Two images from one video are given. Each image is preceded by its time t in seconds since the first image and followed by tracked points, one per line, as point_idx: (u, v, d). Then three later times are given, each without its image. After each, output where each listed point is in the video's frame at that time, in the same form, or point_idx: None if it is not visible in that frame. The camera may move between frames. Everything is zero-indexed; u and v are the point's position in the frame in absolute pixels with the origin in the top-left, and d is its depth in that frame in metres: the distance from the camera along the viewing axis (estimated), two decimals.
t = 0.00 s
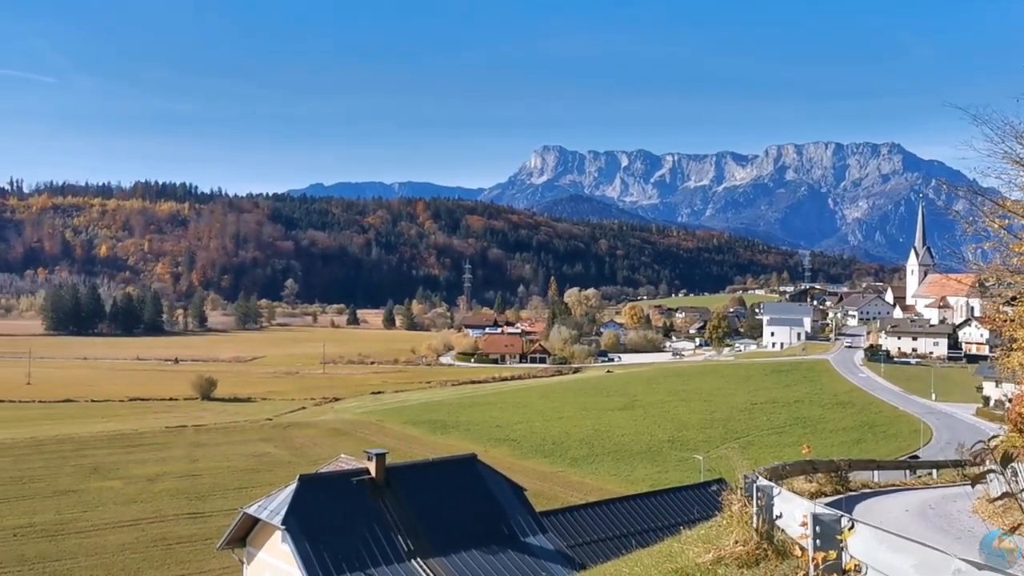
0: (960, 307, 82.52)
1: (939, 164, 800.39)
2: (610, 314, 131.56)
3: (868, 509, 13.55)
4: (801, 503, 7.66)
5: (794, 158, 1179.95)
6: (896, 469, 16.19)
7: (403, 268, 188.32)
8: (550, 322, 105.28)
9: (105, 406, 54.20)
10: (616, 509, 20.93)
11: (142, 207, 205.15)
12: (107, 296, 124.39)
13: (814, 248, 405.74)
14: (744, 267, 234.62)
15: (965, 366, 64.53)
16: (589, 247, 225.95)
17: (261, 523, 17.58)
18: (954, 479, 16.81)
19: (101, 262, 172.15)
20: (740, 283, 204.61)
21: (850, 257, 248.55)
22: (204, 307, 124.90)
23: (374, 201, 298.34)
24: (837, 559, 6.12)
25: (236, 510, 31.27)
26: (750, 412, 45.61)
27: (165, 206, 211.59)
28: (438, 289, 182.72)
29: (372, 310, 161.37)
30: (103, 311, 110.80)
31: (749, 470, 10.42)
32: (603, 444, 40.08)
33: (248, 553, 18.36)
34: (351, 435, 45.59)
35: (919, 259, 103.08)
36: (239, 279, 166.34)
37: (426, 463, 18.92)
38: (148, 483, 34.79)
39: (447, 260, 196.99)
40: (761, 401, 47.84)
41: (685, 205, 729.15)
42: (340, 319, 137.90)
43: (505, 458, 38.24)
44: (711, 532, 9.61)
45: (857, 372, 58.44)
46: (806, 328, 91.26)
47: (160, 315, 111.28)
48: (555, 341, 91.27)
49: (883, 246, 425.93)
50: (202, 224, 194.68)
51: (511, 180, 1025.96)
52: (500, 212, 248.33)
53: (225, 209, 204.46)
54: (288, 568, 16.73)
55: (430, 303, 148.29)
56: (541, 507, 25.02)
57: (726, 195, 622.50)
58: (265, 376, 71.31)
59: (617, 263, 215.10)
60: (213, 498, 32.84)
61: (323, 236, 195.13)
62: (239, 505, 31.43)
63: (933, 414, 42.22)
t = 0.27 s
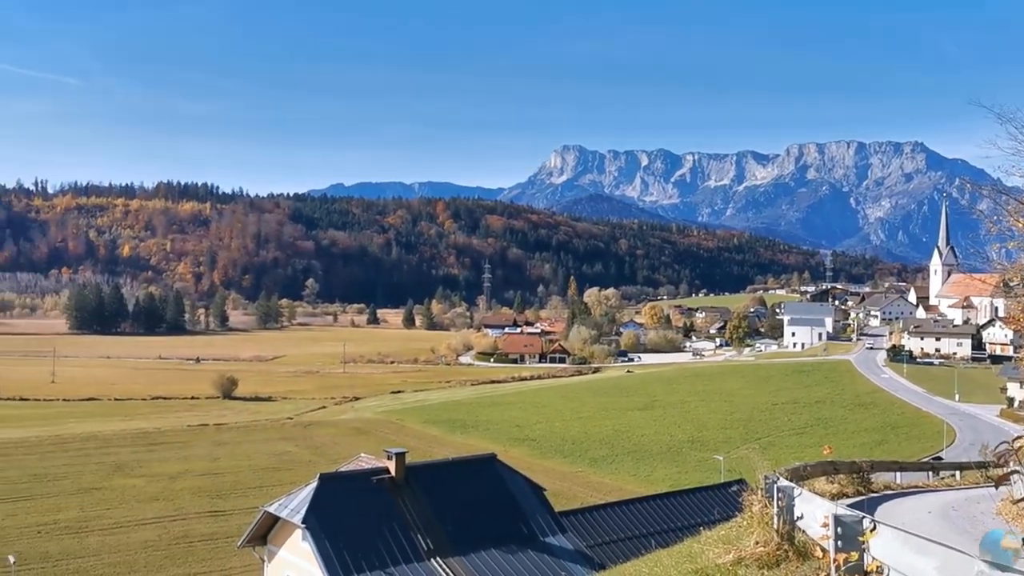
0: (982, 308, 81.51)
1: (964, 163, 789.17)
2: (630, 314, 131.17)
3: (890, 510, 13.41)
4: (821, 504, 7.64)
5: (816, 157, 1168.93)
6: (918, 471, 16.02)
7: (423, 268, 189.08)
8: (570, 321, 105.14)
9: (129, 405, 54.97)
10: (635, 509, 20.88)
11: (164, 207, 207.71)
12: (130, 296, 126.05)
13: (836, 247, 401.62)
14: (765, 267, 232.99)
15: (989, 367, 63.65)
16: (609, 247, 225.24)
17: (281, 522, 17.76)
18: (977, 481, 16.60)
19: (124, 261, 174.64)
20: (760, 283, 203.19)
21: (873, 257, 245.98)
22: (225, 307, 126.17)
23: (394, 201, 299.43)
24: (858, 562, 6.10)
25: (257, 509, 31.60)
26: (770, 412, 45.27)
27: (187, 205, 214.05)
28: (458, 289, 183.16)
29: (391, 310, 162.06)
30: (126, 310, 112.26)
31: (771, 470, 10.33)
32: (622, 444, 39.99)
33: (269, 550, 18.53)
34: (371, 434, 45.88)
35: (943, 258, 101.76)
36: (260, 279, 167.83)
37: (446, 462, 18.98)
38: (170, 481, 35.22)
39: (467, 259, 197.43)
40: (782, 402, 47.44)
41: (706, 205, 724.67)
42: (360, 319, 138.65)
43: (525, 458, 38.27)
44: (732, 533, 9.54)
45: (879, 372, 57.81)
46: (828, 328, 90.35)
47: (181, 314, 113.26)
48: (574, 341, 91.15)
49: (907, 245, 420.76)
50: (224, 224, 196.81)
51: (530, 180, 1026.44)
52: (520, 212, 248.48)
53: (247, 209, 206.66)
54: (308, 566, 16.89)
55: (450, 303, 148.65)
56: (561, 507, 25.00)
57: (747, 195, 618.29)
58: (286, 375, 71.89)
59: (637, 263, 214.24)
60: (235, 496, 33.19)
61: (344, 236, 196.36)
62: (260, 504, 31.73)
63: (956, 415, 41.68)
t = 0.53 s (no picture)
0: (1014, 307, 79.95)
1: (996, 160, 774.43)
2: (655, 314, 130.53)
3: (917, 511, 13.22)
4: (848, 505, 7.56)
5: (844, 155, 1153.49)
6: (946, 471, 15.79)
7: (447, 267, 189.83)
8: (594, 321, 104.85)
9: (158, 403, 55.82)
10: (660, 509, 20.82)
11: (191, 207, 210.63)
12: (158, 295, 127.99)
13: (864, 246, 396.10)
14: (791, 267, 230.61)
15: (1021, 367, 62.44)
16: (634, 246, 224.21)
17: (307, 520, 17.95)
18: (1007, 482, 16.33)
19: (152, 261, 177.48)
20: (786, 283, 201.07)
21: (901, 257, 242.32)
22: (252, 306, 127.57)
23: (418, 200, 300.79)
24: (885, 563, 6.07)
25: (282, 506, 31.95)
26: (796, 412, 44.79)
27: (214, 205, 216.90)
28: (482, 288, 183.60)
29: (416, 309, 162.78)
30: (154, 310, 113.93)
31: (797, 471, 10.27)
32: (647, 444, 39.83)
33: (295, 548, 18.75)
34: (396, 433, 46.13)
35: (973, 257, 100.01)
36: (286, 279, 169.48)
37: (470, 461, 19.05)
38: (198, 479, 35.72)
39: (491, 259, 197.78)
40: (809, 402, 46.93)
41: (732, 204, 718.61)
42: (385, 318, 139.47)
43: (549, 457, 38.29)
44: (757, 533, 9.50)
45: (907, 372, 56.98)
46: (854, 328, 89.23)
47: (208, 314, 114.86)
48: (599, 340, 90.93)
49: (937, 244, 413.83)
50: (250, 224, 199.03)
51: (554, 179, 1025.16)
52: (544, 212, 248.27)
53: (273, 209, 209.09)
54: (333, 564, 17.06)
55: (474, 302, 148.98)
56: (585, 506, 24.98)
57: (773, 194, 612.07)
58: (312, 374, 72.56)
59: (661, 262, 213.06)
60: (261, 494, 33.59)
61: (369, 236, 197.66)
62: (286, 502, 32.09)
63: (986, 416, 41.00)
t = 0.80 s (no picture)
0: None
1: None
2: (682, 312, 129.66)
3: (950, 511, 13.02)
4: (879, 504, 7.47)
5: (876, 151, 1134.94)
6: (979, 472, 15.52)
7: (474, 265, 190.33)
8: (621, 319, 104.36)
9: (190, 400, 56.71)
10: (688, 508, 20.71)
11: (220, 206, 213.62)
12: (189, 293, 129.94)
13: (896, 244, 389.47)
14: (820, 264, 227.63)
15: None
16: (661, 244, 222.70)
17: (334, 517, 18.17)
18: None
19: (182, 259, 180.35)
20: (816, 281, 198.49)
21: (934, 254, 237.99)
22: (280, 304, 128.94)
23: (445, 199, 301.79)
24: (915, 562, 6.06)
25: (310, 503, 32.35)
26: (826, 412, 44.23)
27: (243, 204, 219.62)
28: (509, 286, 183.73)
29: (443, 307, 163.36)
30: (185, 307, 115.65)
31: (826, 471, 10.19)
32: (674, 443, 39.61)
33: (323, 544, 19.00)
34: (423, 430, 46.38)
35: (1007, 255, 97.91)
36: (314, 277, 171.04)
37: (497, 459, 19.13)
38: (227, 475, 36.25)
39: (518, 257, 197.80)
40: (838, 402, 46.30)
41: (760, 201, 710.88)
42: (412, 316, 140.20)
43: (575, 456, 38.25)
44: (785, 534, 9.45)
45: (939, 372, 55.96)
46: (885, 327, 87.83)
47: (238, 311, 116.29)
48: (626, 339, 90.48)
49: (971, 242, 405.58)
50: (279, 223, 201.18)
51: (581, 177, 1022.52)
52: (571, 210, 247.59)
53: (301, 208, 211.36)
54: (361, 560, 17.23)
55: (500, 300, 149.11)
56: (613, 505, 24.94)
57: (802, 192, 604.44)
58: (340, 372, 73.22)
59: (689, 260, 211.45)
60: (289, 491, 34.01)
61: (396, 234, 198.70)
62: (314, 499, 32.48)
63: (1021, 416, 40.13)
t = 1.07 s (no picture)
0: None
1: None
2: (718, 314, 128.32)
3: (996, 515, 12.73)
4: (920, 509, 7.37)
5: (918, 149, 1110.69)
6: None
7: (508, 267, 190.76)
8: (656, 321, 103.62)
9: (230, 402, 57.72)
10: (725, 511, 20.53)
11: (258, 209, 217.62)
12: (228, 295, 132.29)
13: (938, 244, 380.89)
14: (859, 265, 223.76)
15: None
16: (697, 245, 220.68)
17: (371, 518, 18.37)
18: None
19: (220, 261, 183.93)
20: (855, 282, 195.06)
21: (977, 255, 232.34)
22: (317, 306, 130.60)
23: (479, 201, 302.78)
24: (957, 568, 6.01)
25: (347, 504, 32.78)
26: (865, 414, 43.46)
27: (281, 207, 223.13)
28: (544, 288, 183.71)
29: (477, 309, 163.95)
30: (223, 309, 117.76)
31: (866, 475, 10.05)
32: (711, 445, 39.25)
33: (359, 546, 19.23)
34: (459, 432, 46.62)
35: None
36: (351, 279, 172.85)
37: (532, 461, 19.16)
38: (265, 476, 36.84)
39: (553, 259, 197.63)
40: (878, 404, 45.46)
41: (798, 201, 700.70)
42: (447, 318, 140.98)
43: (611, 458, 38.11)
44: (824, 538, 9.36)
45: (984, 374, 54.59)
46: (927, 328, 85.94)
47: (275, 313, 117.81)
48: (662, 340, 89.83)
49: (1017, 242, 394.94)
50: (315, 225, 203.72)
51: (615, 177, 1018.01)
52: (606, 211, 246.57)
53: (337, 210, 213.92)
54: (398, 561, 17.40)
55: (535, 302, 149.14)
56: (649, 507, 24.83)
57: (841, 191, 594.35)
58: (376, 373, 73.89)
59: (725, 261, 209.21)
60: (326, 491, 34.47)
61: (431, 236, 199.88)
62: (350, 500, 32.90)
63: None
